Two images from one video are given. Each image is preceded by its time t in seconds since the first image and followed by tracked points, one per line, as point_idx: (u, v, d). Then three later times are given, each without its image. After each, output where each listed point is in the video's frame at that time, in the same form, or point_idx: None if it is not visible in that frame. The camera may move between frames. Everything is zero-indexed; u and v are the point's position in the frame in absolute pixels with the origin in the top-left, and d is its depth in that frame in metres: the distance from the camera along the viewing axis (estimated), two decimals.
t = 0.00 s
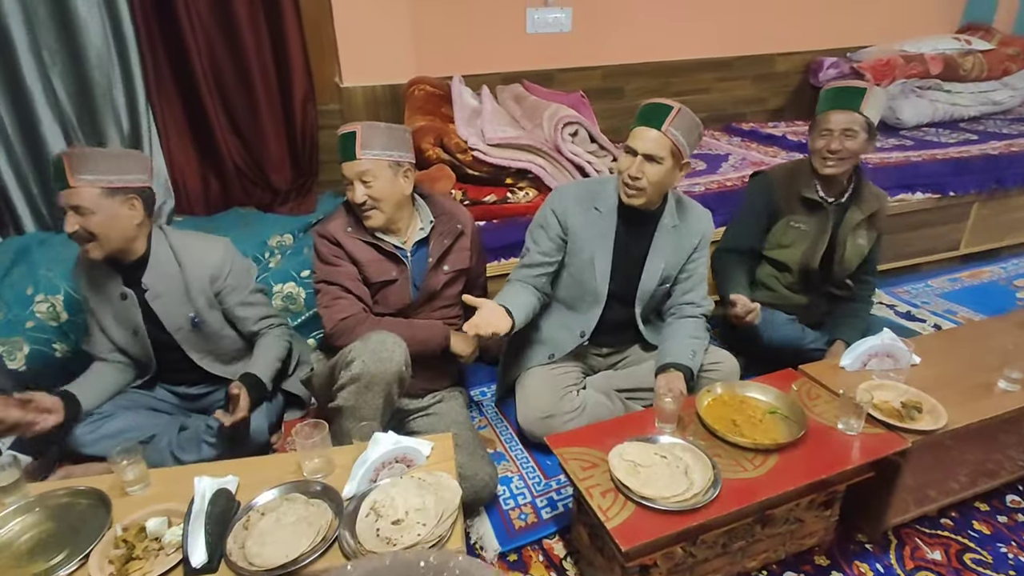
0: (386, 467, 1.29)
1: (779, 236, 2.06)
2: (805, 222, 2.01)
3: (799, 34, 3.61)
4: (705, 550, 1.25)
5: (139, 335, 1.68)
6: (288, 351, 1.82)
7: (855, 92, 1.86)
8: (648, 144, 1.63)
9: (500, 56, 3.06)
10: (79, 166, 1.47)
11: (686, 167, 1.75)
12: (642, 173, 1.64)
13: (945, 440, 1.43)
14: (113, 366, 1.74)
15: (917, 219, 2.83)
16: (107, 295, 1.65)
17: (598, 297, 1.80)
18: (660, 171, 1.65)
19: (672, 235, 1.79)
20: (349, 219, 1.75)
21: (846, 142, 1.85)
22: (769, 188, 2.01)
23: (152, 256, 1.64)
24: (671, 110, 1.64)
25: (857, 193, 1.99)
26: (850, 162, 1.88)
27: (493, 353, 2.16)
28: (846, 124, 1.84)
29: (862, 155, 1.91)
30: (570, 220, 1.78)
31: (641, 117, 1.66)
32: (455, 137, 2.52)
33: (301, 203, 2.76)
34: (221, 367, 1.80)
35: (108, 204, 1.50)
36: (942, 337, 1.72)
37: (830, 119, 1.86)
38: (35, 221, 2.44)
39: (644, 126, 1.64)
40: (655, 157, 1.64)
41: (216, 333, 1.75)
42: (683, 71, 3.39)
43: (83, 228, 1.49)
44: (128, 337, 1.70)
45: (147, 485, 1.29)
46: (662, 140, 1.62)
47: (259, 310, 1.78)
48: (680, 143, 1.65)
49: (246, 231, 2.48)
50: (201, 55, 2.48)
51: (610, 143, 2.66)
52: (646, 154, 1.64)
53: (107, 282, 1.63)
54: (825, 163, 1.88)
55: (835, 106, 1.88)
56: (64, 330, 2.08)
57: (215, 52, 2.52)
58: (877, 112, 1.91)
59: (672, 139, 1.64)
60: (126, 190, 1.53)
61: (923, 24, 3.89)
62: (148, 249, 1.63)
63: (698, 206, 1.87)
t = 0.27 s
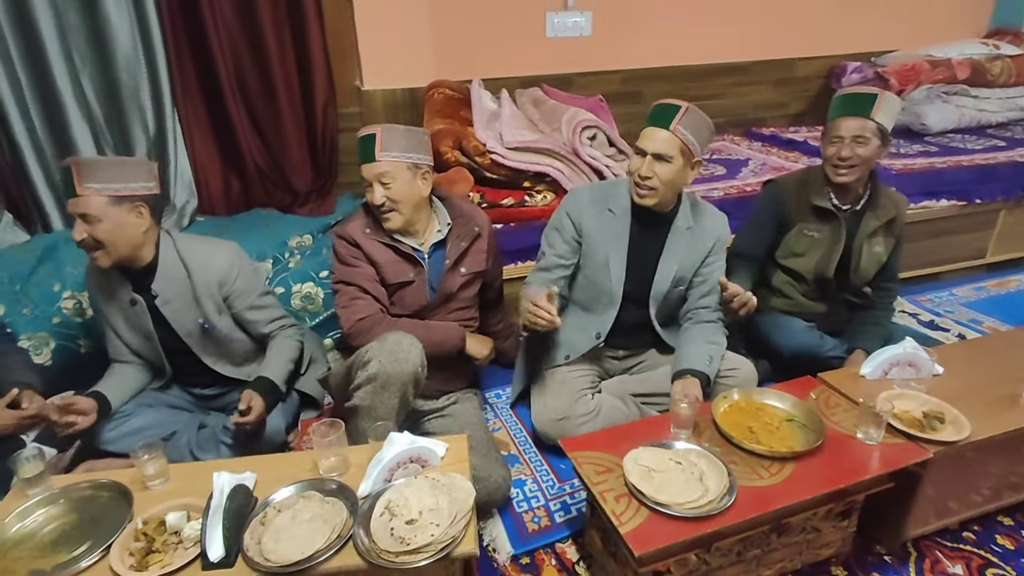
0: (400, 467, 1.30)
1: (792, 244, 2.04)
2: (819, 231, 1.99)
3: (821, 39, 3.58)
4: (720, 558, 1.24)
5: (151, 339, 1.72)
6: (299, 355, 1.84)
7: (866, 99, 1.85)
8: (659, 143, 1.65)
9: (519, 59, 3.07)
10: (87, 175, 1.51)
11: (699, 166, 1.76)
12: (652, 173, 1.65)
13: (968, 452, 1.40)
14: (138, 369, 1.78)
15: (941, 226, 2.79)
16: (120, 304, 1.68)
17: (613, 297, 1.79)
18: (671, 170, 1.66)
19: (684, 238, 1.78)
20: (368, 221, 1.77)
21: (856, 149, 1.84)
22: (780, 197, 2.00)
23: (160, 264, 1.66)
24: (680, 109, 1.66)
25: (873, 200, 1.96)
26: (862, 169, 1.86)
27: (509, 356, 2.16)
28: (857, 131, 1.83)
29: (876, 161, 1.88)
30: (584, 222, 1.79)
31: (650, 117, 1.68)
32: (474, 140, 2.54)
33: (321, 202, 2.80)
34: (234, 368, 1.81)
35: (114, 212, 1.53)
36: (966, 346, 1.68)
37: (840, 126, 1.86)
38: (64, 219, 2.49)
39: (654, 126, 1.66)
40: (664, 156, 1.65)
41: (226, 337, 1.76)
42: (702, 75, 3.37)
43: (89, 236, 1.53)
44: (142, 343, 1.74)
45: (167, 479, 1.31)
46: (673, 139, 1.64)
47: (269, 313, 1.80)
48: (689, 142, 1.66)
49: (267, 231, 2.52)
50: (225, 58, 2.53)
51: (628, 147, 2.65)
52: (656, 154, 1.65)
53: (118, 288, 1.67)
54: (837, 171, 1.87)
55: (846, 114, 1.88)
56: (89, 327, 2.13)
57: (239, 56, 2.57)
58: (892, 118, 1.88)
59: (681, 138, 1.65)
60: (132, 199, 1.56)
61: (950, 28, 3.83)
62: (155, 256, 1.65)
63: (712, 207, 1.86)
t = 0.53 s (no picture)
0: (422, 465, 1.32)
1: (815, 254, 2.02)
2: (842, 241, 1.97)
3: (851, 44, 3.53)
4: (740, 566, 1.23)
5: (178, 339, 1.76)
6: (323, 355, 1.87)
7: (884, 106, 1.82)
8: (660, 143, 1.67)
9: (545, 64, 3.08)
10: (119, 179, 1.56)
11: (703, 164, 1.77)
12: (656, 173, 1.67)
13: (998, 466, 1.37)
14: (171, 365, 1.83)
15: (973, 236, 2.73)
16: (150, 303, 1.72)
17: (628, 301, 1.80)
18: (675, 169, 1.67)
19: (695, 237, 1.78)
20: (394, 222, 1.79)
21: (874, 157, 1.82)
22: (800, 207, 2.00)
23: (188, 266, 1.69)
24: (680, 108, 1.68)
25: (896, 208, 1.92)
26: (882, 177, 1.84)
27: (530, 359, 2.17)
28: (874, 139, 1.81)
29: (897, 169, 1.86)
30: (595, 227, 1.80)
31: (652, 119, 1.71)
32: (499, 144, 2.56)
33: (347, 204, 2.85)
34: (260, 368, 1.85)
35: (144, 216, 1.58)
36: (998, 358, 1.65)
37: (857, 134, 1.83)
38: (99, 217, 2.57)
39: (657, 127, 1.68)
40: (667, 155, 1.67)
41: (252, 338, 1.80)
42: (729, 81, 3.35)
43: (120, 239, 1.58)
44: (173, 342, 1.78)
45: (196, 471, 1.35)
46: (675, 138, 1.66)
47: (294, 314, 1.84)
48: (692, 141, 1.68)
49: (294, 232, 2.56)
50: (257, 61, 2.59)
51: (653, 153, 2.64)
52: (659, 154, 1.67)
53: (148, 290, 1.71)
54: (855, 180, 1.85)
55: (863, 121, 1.84)
56: (123, 321, 2.19)
57: (271, 59, 2.63)
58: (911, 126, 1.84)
59: (682, 137, 1.67)
60: (162, 203, 1.61)
61: (985, 34, 3.75)
62: (183, 259, 1.69)
63: (722, 206, 1.85)
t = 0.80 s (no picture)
0: (450, 460, 1.33)
1: (842, 263, 2.00)
2: (872, 249, 1.93)
3: (891, 47, 3.46)
4: (768, 572, 1.21)
5: (214, 331, 1.81)
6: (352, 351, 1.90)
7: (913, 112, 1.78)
8: (655, 144, 1.69)
9: (576, 66, 3.09)
10: (163, 174, 1.61)
11: (703, 162, 1.78)
12: (654, 173, 1.68)
13: None
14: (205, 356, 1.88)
15: (1017, 244, 2.65)
16: (189, 296, 1.77)
17: (642, 305, 1.80)
18: (673, 168, 1.69)
19: (709, 234, 1.78)
20: (425, 221, 1.82)
21: (901, 165, 1.78)
22: (828, 215, 1.97)
23: (225, 261, 1.74)
24: (672, 109, 1.71)
25: (928, 215, 1.87)
26: (909, 186, 1.80)
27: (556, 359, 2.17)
28: (901, 147, 1.77)
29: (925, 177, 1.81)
30: (604, 233, 1.81)
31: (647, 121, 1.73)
32: (530, 145, 2.58)
33: (378, 202, 2.89)
34: (291, 362, 1.89)
35: (184, 210, 1.63)
36: None
37: (885, 140, 1.79)
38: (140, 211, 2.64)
39: (652, 129, 1.70)
40: (664, 155, 1.68)
41: (285, 333, 1.84)
42: (762, 83, 3.31)
43: (162, 232, 1.63)
44: (209, 334, 1.83)
45: (231, 458, 1.39)
46: (670, 138, 1.68)
47: (326, 310, 1.87)
48: (687, 138, 1.69)
49: (326, 228, 2.61)
50: (294, 61, 2.64)
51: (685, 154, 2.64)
52: (656, 155, 1.69)
53: (186, 283, 1.76)
54: (883, 189, 1.81)
55: (891, 127, 1.81)
56: (160, 312, 2.26)
57: (307, 59, 2.69)
58: (940, 134, 1.79)
59: (677, 136, 1.68)
60: (205, 198, 1.66)
61: None
62: (222, 253, 1.74)
63: (735, 200, 1.84)
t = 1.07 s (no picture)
0: (482, 454, 1.35)
1: (880, 268, 1.94)
2: (912, 255, 1.88)
3: (939, 47, 3.35)
4: None
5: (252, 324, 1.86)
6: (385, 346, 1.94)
7: (955, 115, 1.73)
8: (674, 148, 1.68)
9: (612, 65, 3.07)
10: (206, 173, 1.66)
11: (728, 162, 1.75)
12: (675, 176, 1.68)
13: None
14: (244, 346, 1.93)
15: None
16: (229, 290, 1.82)
17: (670, 308, 1.79)
18: (694, 170, 1.67)
19: (737, 233, 1.76)
20: (456, 219, 1.84)
21: (940, 169, 1.74)
22: (866, 219, 1.91)
23: (264, 258, 1.78)
24: (691, 110, 1.69)
25: (972, 220, 1.83)
26: (949, 191, 1.76)
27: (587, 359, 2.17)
28: (941, 151, 1.72)
29: (967, 182, 1.77)
30: (631, 237, 1.80)
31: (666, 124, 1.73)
32: (565, 143, 2.59)
33: (411, 201, 2.94)
34: (327, 356, 1.94)
35: (226, 209, 1.68)
36: None
37: (925, 144, 1.75)
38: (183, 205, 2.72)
39: (672, 131, 1.70)
40: (685, 158, 1.67)
41: (320, 328, 1.88)
42: (803, 84, 3.25)
43: (204, 231, 1.68)
44: (247, 326, 1.87)
45: (268, 445, 1.42)
46: (689, 141, 1.67)
47: (360, 306, 1.91)
48: (708, 139, 1.68)
49: (361, 224, 2.65)
50: (333, 60, 2.69)
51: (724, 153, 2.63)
52: (675, 158, 1.68)
53: (226, 278, 1.81)
54: (922, 194, 1.77)
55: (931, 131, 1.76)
56: (202, 303, 2.33)
57: (346, 58, 2.74)
58: (986, 137, 1.74)
59: (696, 137, 1.67)
60: (241, 197, 1.70)
61: None
62: (260, 250, 1.78)
63: (766, 197, 1.80)
